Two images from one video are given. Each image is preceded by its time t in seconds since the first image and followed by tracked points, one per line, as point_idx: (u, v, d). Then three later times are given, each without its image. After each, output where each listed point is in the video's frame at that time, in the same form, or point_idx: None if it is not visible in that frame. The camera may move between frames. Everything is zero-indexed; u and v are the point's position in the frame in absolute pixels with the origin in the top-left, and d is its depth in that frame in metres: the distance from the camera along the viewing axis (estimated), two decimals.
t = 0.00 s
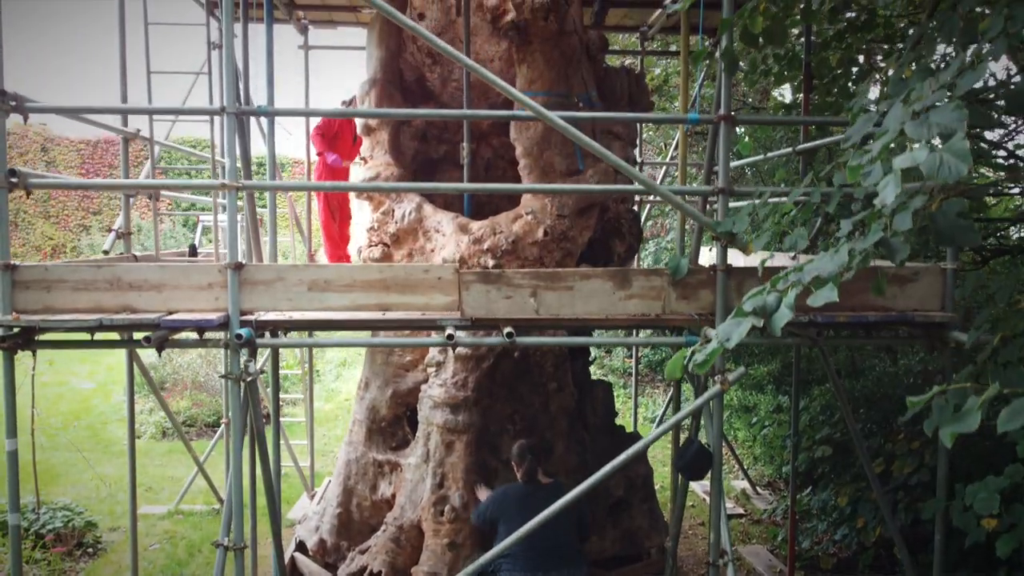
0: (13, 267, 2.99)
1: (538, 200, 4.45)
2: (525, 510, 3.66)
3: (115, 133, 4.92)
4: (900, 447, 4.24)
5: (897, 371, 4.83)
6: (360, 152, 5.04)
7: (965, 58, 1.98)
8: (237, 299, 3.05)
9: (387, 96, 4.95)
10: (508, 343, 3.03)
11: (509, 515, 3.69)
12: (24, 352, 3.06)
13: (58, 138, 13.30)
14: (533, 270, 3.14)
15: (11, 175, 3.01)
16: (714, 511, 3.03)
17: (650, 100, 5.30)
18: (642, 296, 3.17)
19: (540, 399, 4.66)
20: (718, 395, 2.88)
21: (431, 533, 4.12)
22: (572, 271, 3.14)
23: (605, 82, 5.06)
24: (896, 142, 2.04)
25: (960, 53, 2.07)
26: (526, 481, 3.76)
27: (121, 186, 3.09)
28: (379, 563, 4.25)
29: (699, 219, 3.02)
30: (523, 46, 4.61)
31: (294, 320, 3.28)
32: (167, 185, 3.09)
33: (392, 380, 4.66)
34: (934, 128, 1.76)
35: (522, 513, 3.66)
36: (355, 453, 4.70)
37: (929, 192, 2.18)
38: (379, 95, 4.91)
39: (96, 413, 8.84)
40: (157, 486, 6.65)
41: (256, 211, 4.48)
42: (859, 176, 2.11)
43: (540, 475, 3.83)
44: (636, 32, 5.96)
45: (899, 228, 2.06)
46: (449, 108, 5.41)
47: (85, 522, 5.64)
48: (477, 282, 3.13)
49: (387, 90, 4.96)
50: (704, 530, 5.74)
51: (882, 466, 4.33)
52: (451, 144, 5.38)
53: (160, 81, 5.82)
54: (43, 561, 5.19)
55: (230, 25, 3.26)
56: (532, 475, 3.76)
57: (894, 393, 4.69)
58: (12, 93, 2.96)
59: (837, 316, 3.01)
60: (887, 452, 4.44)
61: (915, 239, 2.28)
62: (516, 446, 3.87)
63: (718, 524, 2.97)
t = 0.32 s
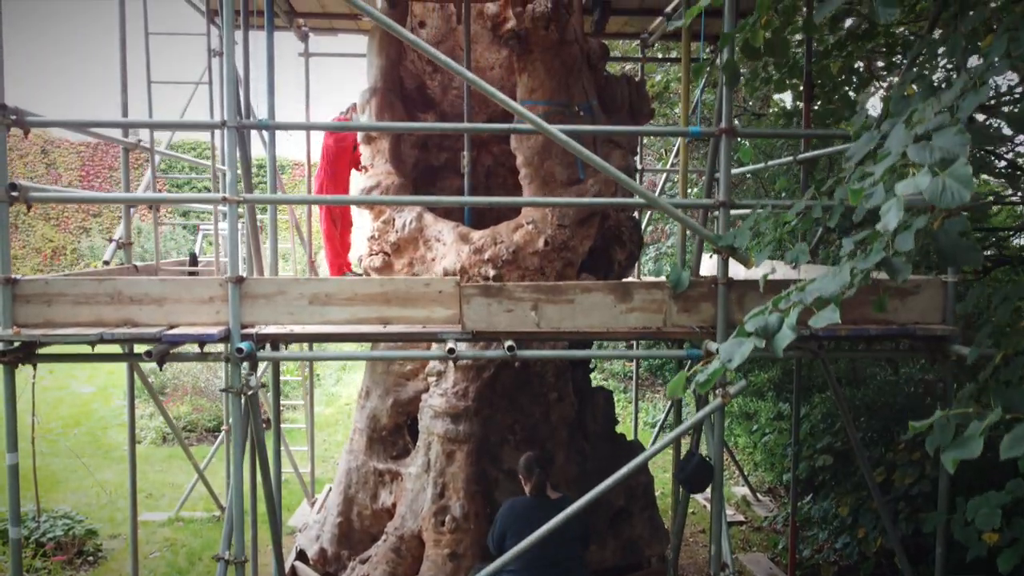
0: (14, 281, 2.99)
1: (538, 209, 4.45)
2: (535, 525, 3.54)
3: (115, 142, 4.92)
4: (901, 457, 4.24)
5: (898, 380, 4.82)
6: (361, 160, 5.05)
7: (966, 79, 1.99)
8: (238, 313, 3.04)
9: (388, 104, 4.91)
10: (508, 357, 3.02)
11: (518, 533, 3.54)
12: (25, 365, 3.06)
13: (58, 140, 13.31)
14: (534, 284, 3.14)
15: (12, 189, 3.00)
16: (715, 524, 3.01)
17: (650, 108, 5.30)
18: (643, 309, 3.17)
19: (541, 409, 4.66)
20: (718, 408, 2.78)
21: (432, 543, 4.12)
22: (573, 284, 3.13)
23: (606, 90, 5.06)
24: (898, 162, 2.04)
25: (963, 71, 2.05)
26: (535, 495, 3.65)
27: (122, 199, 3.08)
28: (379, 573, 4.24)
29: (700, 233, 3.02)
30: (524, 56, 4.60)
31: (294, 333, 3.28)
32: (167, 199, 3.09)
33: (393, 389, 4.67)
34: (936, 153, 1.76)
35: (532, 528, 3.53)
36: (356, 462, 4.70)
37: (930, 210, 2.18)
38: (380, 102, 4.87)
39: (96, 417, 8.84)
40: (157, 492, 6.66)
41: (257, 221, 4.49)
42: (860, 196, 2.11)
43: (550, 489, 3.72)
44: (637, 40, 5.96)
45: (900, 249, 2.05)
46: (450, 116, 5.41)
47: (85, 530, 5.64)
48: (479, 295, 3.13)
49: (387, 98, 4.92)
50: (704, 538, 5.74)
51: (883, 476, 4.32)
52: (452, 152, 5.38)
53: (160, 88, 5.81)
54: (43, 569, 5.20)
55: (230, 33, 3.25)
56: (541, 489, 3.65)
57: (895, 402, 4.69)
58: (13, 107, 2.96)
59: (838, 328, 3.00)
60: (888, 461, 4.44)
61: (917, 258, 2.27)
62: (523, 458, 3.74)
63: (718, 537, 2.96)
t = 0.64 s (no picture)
0: (15, 294, 2.99)
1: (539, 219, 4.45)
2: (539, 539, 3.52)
3: (116, 150, 4.91)
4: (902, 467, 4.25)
5: (898, 388, 4.83)
6: (362, 168, 5.05)
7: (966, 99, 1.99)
8: (239, 327, 3.05)
9: (389, 113, 4.91)
10: (509, 370, 3.02)
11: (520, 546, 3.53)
12: (27, 378, 3.06)
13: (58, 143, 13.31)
14: (535, 296, 3.14)
15: (14, 203, 3.00)
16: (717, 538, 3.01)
17: (651, 116, 5.30)
18: (644, 322, 3.18)
19: (543, 418, 4.66)
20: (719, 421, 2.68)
21: (433, 553, 4.12)
22: (574, 297, 3.14)
23: (607, 97, 5.06)
24: (899, 184, 2.05)
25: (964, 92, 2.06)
26: (539, 507, 3.65)
27: (123, 212, 3.08)
28: None
29: (701, 246, 3.02)
30: (525, 65, 4.60)
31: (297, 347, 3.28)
32: (169, 212, 3.09)
33: (394, 397, 4.68)
34: (938, 176, 1.77)
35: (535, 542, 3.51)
36: (357, 470, 4.70)
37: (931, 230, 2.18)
38: (381, 111, 4.87)
39: (97, 422, 8.85)
40: (158, 498, 6.66)
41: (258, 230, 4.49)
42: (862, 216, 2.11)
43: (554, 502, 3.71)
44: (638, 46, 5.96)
45: (902, 269, 2.04)
46: (451, 124, 5.41)
47: (86, 538, 5.64)
48: (480, 308, 3.12)
49: (388, 107, 4.92)
50: (705, 545, 5.75)
51: (884, 484, 4.33)
52: (453, 159, 5.39)
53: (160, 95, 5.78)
54: None
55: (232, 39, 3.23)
56: (545, 501, 3.65)
57: (896, 411, 4.69)
58: (14, 121, 2.96)
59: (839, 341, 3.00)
60: (888, 470, 4.44)
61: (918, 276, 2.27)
62: (528, 471, 3.75)
63: (719, 549, 2.96)
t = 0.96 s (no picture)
0: (17, 308, 2.99)
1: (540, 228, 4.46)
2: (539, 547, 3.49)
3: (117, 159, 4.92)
4: (902, 476, 4.25)
5: (898, 396, 4.83)
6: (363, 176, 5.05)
7: (967, 121, 1.99)
8: (241, 340, 3.05)
9: (390, 121, 4.90)
10: (510, 383, 3.02)
11: (521, 554, 3.50)
12: (29, 392, 3.07)
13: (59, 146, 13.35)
14: (536, 309, 3.14)
15: (16, 217, 3.00)
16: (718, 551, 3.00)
17: (651, 123, 5.31)
18: (645, 335, 3.18)
19: (544, 427, 4.67)
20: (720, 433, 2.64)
21: (434, 562, 4.12)
22: (575, 310, 3.14)
23: (607, 105, 5.07)
24: (900, 205, 2.06)
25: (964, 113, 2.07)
26: (538, 517, 3.63)
27: (124, 225, 3.08)
28: None
29: (702, 259, 3.02)
30: (525, 74, 4.60)
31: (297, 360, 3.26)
32: (170, 226, 3.09)
33: (395, 406, 4.71)
34: (939, 200, 1.79)
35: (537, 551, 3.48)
36: (358, 478, 4.71)
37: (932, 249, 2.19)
38: (382, 119, 4.87)
39: (98, 427, 8.86)
40: (159, 504, 6.68)
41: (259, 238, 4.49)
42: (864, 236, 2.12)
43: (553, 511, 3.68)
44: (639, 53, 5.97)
45: (902, 288, 2.04)
46: (451, 131, 5.41)
47: (87, 545, 5.65)
48: (480, 321, 3.13)
49: (389, 115, 4.92)
50: (705, 552, 5.75)
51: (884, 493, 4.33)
52: (453, 166, 5.39)
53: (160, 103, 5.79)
54: None
55: (234, 47, 3.21)
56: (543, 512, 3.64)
57: (897, 420, 4.69)
58: (16, 135, 2.97)
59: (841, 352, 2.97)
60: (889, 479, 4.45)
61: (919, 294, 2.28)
62: (525, 481, 3.69)
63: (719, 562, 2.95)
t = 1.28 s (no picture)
0: (20, 321, 3.00)
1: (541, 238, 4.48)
2: (540, 551, 3.47)
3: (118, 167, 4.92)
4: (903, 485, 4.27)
5: (899, 405, 4.83)
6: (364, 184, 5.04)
7: (968, 142, 2.00)
8: (243, 353, 3.05)
9: (390, 130, 4.90)
10: (512, 395, 3.01)
11: (523, 558, 3.46)
12: (31, 404, 3.07)
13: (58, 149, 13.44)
14: (538, 322, 3.14)
15: (19, 231, 3.01)
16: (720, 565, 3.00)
17: (652, 131, 5.32)
18: (646, 347, 3.19)
19: (545, 435, 4.68)
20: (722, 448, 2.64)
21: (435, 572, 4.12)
22: (577, 322, 3.14)
23: (608, 114, 5.08)
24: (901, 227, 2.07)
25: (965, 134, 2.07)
26: (535, 527, 3.58)
27: (127, 238, 3.09)
28: None
29: (704, 272, 3.02)
30: (527, 82, 4.60)
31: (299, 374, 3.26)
32: (173, 239, 3.10)
33: (397, 414, 4.72)
34: (940, 223, 1.81)
35: (538, 556, 3.46)
36: (359, 487, 4.71)
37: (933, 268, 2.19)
38: (383, 128, 4.87)
39: (99, 431, 8.87)
40: (160, 510, 6.68)
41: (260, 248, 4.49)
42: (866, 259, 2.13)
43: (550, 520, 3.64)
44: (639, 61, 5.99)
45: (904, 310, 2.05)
46: (452, 138, 5.41)
47: (88, 552, 5.66)
48: (482, 333, 3.14)
49: (390, 124, 4.92)
50: (706, 559, 5.76)
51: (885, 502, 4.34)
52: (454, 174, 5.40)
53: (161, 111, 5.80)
54: None
55: (235, 54, 3.16)
56: (540, 521, 3.60)
57: (898, 428, 4.69)
58: (19, 148, 2.97)
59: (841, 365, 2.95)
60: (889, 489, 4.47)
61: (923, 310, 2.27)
62: (521, 490, 3.68)
63: None
